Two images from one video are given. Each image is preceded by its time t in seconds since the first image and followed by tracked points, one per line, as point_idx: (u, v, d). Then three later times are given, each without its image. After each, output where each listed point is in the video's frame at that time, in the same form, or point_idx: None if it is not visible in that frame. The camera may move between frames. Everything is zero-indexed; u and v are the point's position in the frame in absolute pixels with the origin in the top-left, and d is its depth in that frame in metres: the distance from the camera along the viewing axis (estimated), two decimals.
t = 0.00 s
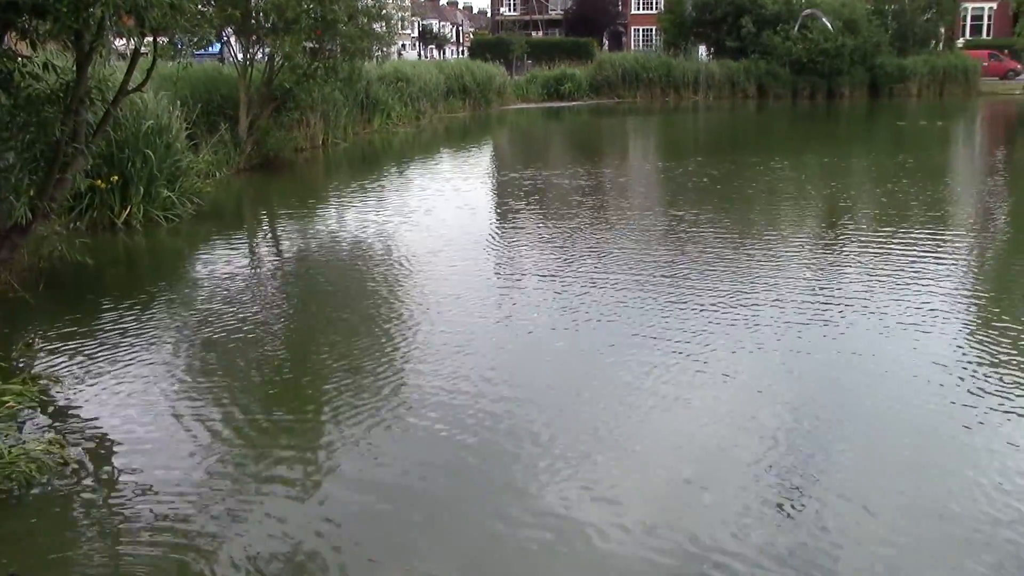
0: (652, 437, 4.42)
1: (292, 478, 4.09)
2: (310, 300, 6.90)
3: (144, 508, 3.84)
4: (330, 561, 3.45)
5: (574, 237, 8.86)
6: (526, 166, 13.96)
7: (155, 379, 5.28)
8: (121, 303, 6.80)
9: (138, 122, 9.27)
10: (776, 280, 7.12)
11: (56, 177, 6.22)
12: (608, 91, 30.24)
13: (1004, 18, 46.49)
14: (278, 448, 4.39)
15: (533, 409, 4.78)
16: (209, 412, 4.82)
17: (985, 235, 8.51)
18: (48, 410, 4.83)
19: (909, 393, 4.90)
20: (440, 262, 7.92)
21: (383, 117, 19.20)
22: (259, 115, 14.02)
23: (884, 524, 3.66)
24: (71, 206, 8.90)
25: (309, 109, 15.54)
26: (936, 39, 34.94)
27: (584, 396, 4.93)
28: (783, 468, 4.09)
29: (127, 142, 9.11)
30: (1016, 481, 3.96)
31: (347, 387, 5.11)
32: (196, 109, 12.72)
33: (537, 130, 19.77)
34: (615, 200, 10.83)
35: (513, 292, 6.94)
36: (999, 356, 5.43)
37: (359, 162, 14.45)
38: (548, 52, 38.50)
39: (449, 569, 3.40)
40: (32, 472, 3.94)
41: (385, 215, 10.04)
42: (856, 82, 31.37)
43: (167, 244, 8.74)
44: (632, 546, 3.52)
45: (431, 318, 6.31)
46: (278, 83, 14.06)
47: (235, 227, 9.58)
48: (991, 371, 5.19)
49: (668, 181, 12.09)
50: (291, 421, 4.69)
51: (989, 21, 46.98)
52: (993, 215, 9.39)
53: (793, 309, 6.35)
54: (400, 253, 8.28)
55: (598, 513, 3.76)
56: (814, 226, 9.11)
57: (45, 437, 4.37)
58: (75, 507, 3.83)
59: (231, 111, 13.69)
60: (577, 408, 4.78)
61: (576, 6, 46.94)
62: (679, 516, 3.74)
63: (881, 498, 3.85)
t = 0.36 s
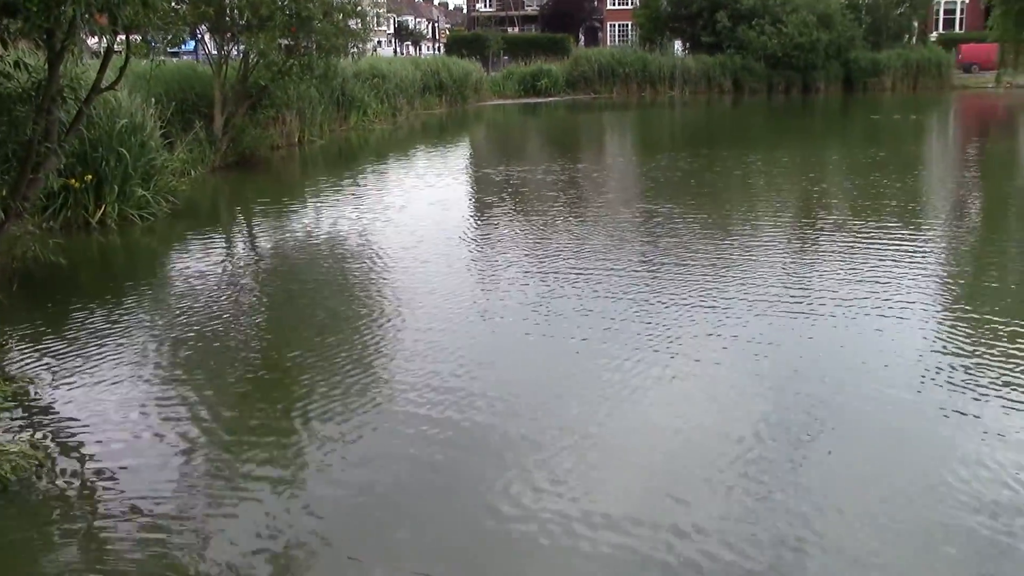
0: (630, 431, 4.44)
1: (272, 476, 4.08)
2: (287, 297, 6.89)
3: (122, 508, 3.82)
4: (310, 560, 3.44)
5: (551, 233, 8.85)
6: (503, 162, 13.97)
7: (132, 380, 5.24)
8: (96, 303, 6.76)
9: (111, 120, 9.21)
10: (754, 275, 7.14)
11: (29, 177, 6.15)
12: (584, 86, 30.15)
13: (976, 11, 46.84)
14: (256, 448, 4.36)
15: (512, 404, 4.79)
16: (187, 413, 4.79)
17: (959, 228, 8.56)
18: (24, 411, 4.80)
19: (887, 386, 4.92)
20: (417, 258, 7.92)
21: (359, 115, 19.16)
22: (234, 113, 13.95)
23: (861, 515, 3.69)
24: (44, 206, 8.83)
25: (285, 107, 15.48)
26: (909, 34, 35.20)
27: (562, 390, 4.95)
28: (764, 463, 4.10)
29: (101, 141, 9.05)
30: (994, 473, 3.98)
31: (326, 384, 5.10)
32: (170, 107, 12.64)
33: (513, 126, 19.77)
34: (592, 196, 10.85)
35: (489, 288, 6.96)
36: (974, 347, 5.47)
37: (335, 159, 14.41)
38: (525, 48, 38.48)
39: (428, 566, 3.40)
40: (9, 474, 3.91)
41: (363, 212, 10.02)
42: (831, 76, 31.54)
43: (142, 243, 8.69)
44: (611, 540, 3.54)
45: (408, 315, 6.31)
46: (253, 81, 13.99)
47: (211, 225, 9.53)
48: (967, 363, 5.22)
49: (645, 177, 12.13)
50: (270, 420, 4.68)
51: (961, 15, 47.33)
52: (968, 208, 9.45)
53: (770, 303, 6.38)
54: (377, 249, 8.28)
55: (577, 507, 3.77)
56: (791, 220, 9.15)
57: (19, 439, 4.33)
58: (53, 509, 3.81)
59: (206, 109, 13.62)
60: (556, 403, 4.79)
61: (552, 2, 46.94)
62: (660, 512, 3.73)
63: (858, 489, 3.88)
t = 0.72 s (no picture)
0: (609, 426, 4.46)
1: (251, 474, 4.08)
2: (264, 295, 6.87)
3: (100, 508, 3.81)
4: (290, 557, 3.44)
5: (528, 229, 8.87)
6: (480, 159, 13.98)
7: (107, 380, 5.19)
8: (71, 302, 6.71)
9: (85, 118, 9.14)
10: (730, 270, 7.18)
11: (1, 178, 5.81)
12: (562, 84, 29.98)
13: (949, 8, 47.22)
14: (233, 448, 4.33)
15: (491, 400, 4.80)
16: (162, 413, 4.75)
17: (933, 224, 8.63)
18: None
19: (865, 381, 4.95)
20: (394, 255, 7.92)
21: (335, 112, 19.11)
22: (208, 110, 13.88)
23: (837, 508, 3.72)
24: (16, 205, 8.76)
25: (260, 104, 15.40)
26: (882, 30, 35.48)
27: (540, 386, 4.96)
28: (742, 459, 4.10)
29: (74, 139, 8.97)
30: (971, 468, 4.00)
31: (304, 381, 5.10)
32: (144, 104, 12.55)
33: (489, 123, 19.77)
34: (569, 192, 10.87)
35: (467, 285, 6.97)
36: (948, 342, 5.51)
37: (311, 157, 14.37)
38: (500, 45, 38.44)
39: (407, 562, 3.41)
40: None
41: (339, 209, 10.00)
42: (806, 72, 31.72)
43: (117, 241, 8.63)
44: (590, 535, 3.55)
45: (386, 311, 6.32)
46: (227, 78, 13.91)
47: (186, 223, 9.48)
48: (943, 358, 5.26)
49: (621, 173, 12.17)
50: (248, 417, 4.68)
51: (934, 12, 47.67)
52: (941, 204, 9.52)
53: (748, 298, 6.41)
54: (354, 247, 8.27)
55: (556, 503, 3.78)
56: (766, 215, 9.20)
57: None
58: (29, 509, 3.79)
59: (180, 106, 13.52)
60: (535, 398, 4.80)
61: None
62: (639, 509, 3.73)
63: (834, 482, 3.91)
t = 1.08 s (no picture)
0: (582, 425, 4.48)
1: (222, 477, 4.06)
2: (236, 297, 6.84)
3: (70, 512, 3.78)
4: (262, 560, 3.42)
5: (501, 229, 8.89)
6: (453, 160, 13.98)
7: (77, 384, 5.14)
8: (40, 305, 6.65)
9: (53, 121, 9.09)
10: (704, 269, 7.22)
11: None
12: (534, 84, 30.04)
13: (918, 9, 47.62)
14: (206, 452, 4.30)
15: (465, 400, 4.81)
16: (134, 417, 4.71)
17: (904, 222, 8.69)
18: None
19: (835, 378, 4.99)
20: (368, 256, 7.92)
21: (307, 113, 19.05)
22: (179, 112, 13.80)
23: (809, 505, 3.74)
24: None
25: (232, 105, 15.33)
26: (852, 30, 35.75)
27: (514, 386, 4.97)
28: (716, 458, 4.12)
29: (42, 141, 8.91)
30: (943, 466, 4.02)
31: (276, 383, 5.09)
32: (114, 106, 12.47)
33: (463, 123, 19.76)
34: (542, 192, 10.89)
35: (440, 285, 6.98)
36: (920, 339, 5.55)
37: (283, 158, 14.31)
38: (473, 45, 38.43)
39: (380, 564, 3.40)
40: None
41: (312, 211, 9.97)
42: (777, 72, 31.94)
43: (87, 244, 8.57)
44: (563, 535, 3.55)
45: (359, 312, 6.32)
46: (198, 80, 13.83)
47: (158, 225, 9.42)
48: (914, 355, 5.30)
49: (595, 173, 12.20)
50: (220, 419, 4.66)
51: (903, 12, 48.05)
52: (912, 203, 9.59)
53: (721, 296, 6.45)
54: (327, 248, 8.26)
55: (529, 503, 3.78)
56: (739, 214, 9.26)
57: None
58: None
59: (151, 108, 13.44)
60: (509, 399, 4.81)
61: None
62: (613, 509, 3.73)
63: (805, 479, 3.94)
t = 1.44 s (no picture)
0: (556, 426, 4.49)
1: (195, 481, 4.04)
2: (209, 300, 6.82)
3: (40, 517, 3.75)
4: (234, 564, 3.41)
5: (476, 232, 8.90)
6: (427, 163, 13.98)
7: (47, 388, 5.11)
8: (11, 309, 6.60)
9: (23, 123, 9.10)
10: (677, 270, 7.26)
11: None
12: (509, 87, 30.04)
13: (889, 13, 48.00)
14: (179, 456, 4.28)
15: (438, 403, 4.81)
16: (106, 421, 4.68)
17: (875, 224, 8.77)
18: None
19: (807, 379, 5.03)
20: (342, 259, 7.90)
21: (281, 116, 19.00)
22: (151, 114, 13.72)
23: (781, 506, 3.76)
24: None
25: (205, 108, 15.26)
26: (824, 35, 36.02)
27: (488, 388, 4.98)
28: (689, 460, 4.14)
29: (11, 144, 8.88)
30: (912, 466, 4.06)
31: (249, 386, 5.07)
32: (86, 108, 12.40)
33: (437, 126, 19.76)
34: (516, 195, 10.91)
35: (414, 287, 6.98)
36: (891, 339, 5.63)
37: (257, 160, 14.26)
38: (448, 49, 38.44)
39: (353, 567, 3.39)
40: None
41: (286, 213, 9.94)
42: (750, 76, 32.13)
43: (58, 247, 8.50)
44: (536, 537, 3.56)
45: (333, 315, 6.31)
46: (171, 82, 13.75)
47: (130, 228, 9.36)
48: (885, 356, 5.37)
49: (569, 176, 12.23)
50: (192, 423, 4.64)
51: (874, 16, 48.40)
52: (884, 205, 9.68)
53: (693, 298, 6.49)
54: (301, 251, 8.24)
55: (503, 505, 3.78)
56: (712, 216, 9.32)
57: None
58: None
59: (123, 111, 13.35)
60: (483, 401, 4.81)
61: (474, 3, 46.95)
62: (587, 511, 3.74)
63: (776, 481, 3.96)
